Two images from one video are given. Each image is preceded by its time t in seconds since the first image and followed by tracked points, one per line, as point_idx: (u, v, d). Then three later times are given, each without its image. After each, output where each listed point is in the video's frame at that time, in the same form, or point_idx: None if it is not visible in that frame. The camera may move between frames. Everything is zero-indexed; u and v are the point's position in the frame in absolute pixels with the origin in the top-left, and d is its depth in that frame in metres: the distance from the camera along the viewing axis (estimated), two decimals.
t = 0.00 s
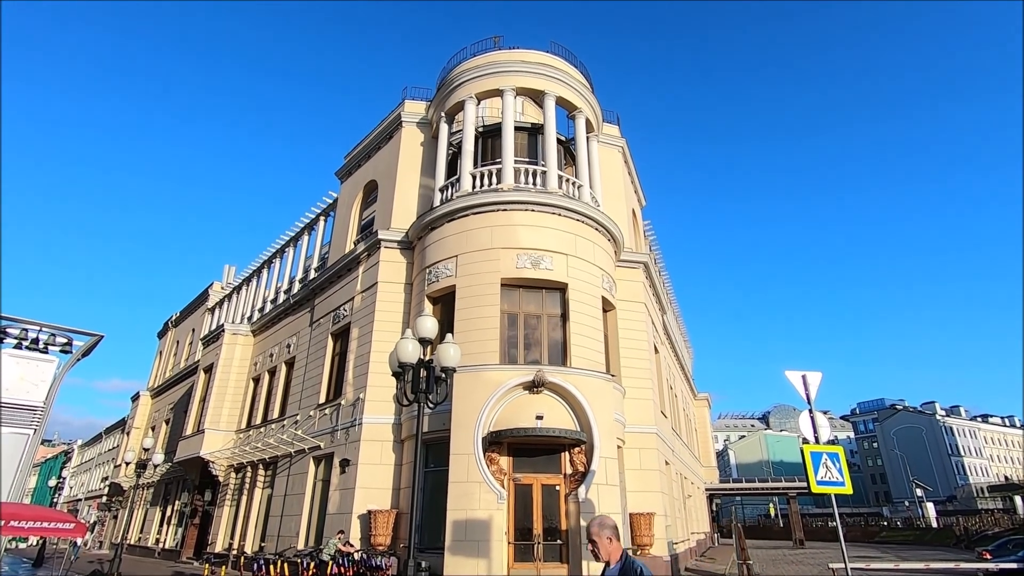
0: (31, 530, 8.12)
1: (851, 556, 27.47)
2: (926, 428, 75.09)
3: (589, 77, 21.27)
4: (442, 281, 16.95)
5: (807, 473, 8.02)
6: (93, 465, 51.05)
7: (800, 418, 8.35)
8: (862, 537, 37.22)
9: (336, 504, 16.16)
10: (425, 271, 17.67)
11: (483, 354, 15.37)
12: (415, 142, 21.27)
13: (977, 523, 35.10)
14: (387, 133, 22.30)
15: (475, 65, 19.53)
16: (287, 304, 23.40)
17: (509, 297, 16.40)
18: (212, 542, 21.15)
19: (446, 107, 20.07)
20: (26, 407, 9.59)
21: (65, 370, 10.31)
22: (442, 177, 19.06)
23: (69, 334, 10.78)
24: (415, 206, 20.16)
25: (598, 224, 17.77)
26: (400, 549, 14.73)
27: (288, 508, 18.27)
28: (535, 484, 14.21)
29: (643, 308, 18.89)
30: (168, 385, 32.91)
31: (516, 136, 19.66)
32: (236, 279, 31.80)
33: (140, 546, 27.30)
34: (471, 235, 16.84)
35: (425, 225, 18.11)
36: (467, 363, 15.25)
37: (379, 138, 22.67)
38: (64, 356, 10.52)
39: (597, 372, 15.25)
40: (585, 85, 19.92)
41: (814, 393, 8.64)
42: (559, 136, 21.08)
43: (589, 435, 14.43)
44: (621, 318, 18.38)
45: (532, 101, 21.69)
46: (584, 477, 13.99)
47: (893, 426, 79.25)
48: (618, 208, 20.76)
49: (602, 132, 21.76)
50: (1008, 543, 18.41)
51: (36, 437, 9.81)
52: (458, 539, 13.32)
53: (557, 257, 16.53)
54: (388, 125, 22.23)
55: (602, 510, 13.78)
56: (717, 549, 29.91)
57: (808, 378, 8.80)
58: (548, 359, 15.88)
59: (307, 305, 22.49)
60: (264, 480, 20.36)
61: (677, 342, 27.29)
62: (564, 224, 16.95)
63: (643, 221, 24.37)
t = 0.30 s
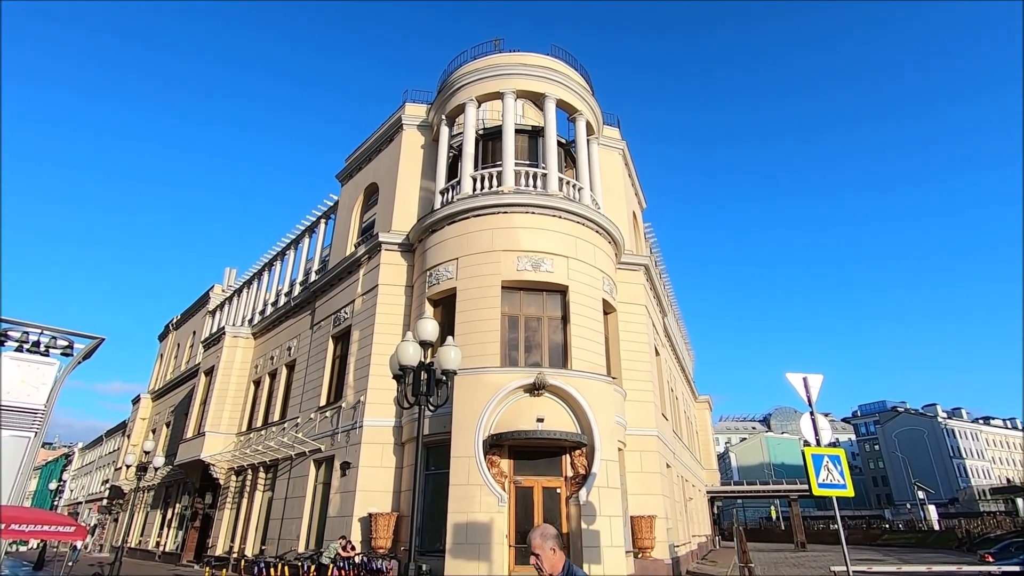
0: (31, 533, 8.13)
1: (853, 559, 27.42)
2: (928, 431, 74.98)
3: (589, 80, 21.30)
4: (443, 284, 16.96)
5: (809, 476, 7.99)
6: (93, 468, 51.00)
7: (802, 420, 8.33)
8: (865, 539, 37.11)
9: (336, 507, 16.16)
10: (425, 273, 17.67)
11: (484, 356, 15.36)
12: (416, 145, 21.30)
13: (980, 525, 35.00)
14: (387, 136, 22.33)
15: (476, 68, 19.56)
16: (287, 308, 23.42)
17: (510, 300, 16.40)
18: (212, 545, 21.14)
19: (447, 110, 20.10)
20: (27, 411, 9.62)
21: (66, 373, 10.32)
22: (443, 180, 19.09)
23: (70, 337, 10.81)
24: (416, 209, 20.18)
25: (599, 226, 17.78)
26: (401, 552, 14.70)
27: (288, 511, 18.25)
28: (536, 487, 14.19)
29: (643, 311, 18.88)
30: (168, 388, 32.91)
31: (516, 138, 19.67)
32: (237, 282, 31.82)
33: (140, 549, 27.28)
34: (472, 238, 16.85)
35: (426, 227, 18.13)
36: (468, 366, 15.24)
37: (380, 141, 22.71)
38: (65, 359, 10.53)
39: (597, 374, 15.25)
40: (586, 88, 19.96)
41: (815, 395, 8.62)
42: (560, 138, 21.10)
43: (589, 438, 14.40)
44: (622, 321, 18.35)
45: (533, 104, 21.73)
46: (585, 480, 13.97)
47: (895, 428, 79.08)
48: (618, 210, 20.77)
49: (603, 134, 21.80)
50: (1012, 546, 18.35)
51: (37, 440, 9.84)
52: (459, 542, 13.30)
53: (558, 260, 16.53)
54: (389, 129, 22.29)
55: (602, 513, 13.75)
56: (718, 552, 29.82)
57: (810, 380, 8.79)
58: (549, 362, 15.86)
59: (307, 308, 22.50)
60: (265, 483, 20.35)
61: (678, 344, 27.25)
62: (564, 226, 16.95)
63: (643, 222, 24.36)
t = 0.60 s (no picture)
0: (32, 537, 8.10)
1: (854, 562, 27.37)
2: (929, 433, 74.96)
3: (590, 82, 21.34)
4: (443, 287, 16.96)
5: (811, 479, 7.96)
6: (94, 471, 50.90)
7: (803, 423, 8.31)
8: (866, 542, 37.02)
9: (336, 510, 16.17)
10: (426, 276, 17.67)
11: (485, 359, 15.35)
12: (417, 148, 21.32)
13: (982, 527, 34.91)
14: (388, 139, 22.36)
15: (477, 71, 19.58)
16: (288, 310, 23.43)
17: (511, 302, 16.40)
18: (212, 549, 21.12)
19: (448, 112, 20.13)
20: (29, 413, 9.61)
21: (67, 377, 10.32)
22: (444, 182, 19.10)
23: (71, 340, 10.80)
24: (416, 211, 20.19)
25: (600, 228, 17.80)
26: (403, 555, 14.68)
27: (289, 513, 18.22)
28: (536, 490, 14.16)
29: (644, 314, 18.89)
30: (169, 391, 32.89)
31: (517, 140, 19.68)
32: (238, 284, 31.84)
33: (141, 552, 27.25)
34: (472, 241, 16.86)
35: (426, 230, 18.14)
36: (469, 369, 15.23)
37: (380, 144, 22.73)
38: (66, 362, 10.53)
39: (598, 377, 15.24)
40: (586, 90, 19.99)
41: (817, 398, 8.61)
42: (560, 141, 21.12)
43: (590, 441, 14.39)
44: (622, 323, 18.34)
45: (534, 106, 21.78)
46: (586, 482, 13.95)
47: (896, 430, 78.96)
48: (619, 213, 20.78)
49: (603, 137, 21.84)
50: (1014, 548, 18.29)
51: (37, 443, 9.83)
52: (460, 545, 13.28)
53: (559, 262, 16.52)
54: (389, 131, 22.32)
55: (603, 515, 13.71)
56: (719, 555, 29.78)
57: (811, 383, 8.77)
58: (549, 365, 15.83)
59: (308, 310, 22.51)
60: (265, 486, 20.35)
61: (678, 346, 27.24)
62: (565, 228, 16.96)
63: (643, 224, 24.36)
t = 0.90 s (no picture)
0: (32, 539, 8.09)
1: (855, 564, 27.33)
2: (930, 434, 74.96)
3: (591, 84, 21.36)
4: (444, 289, 16.97)
5: (812, 480, 7.94)
6: (96, 472, 50.94)
7: (804, 425, 8.28)
8: (868, 545, 36.93)
9: (336, 511, 16.17)
10: (426, 278, 17.67)
11: (486, 361, 15.34)
12: (418, 150, 21.35)
13: (983, 530, 34.79)
14: (388, 142, 22.39)
15: (477, 73, 19.60)
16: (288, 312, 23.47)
17: (511, 304, 16.39)
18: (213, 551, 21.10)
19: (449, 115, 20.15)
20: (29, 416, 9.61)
21: (68, 380, 10.32)
22: (444, 184, 19.11)
23: (72, 342, 10.80)
24: (416, 213, 20.20)
25: (600, 230, 17.80)
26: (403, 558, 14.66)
27: (290, 516, 18.21)
28: (537, 492, 14.15)
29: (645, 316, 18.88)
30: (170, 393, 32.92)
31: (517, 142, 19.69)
32: (239, 286, 31.86)
33: (142, 555, 27.21)
34: (473, 243, 16.87)
35: (427, 232, 18.15)
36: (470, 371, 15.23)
37: (381, 147, 22.75)
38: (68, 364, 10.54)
39: (599, 379, 15.23)
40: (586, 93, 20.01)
41: (818, 400, 8.59)
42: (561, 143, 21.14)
43: (590, 443, 14.37)
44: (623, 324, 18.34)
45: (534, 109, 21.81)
46: (587, 484, 13.93)
47: (898, 432, 78.86)
48: (619, 215, 20.78)
49: (604, 139, 21.87)
50: (1017, 551, 18.20)
51: (38, 446, 9.85)
52: (461, 547, 13.27)
53: (559, 264, 16.52)
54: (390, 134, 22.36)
55: (603, 517, 13.69)
56: (721, 557, 29.71)
57: (812, 385, 8.75)
58: (550, 367, 15.82)
59: (308, 312, 22.57)
60: (266, 488, 20.34)
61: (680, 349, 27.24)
62: (566, 230, 16.96)
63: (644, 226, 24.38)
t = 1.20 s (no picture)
0: (33, 540, 8.09)
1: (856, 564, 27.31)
2: (930, 434, 75.03)
3: (591, 85, 21.37)
4: (445, 290, 16.97)
5: (814, 481, 7.94)
6: (97, 474, 50.95)
7: (805, 425, 8.27)
8: (869, 546, 36.88)
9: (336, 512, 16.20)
10: (427, 279, 17.67)
11: (486, 362, 15.33)
12: (418, 152, 21.37)
13: (985, 531, 34.75)
14: (389, 143, 22.41)
15: (478, 74, 19.60)
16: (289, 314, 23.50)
17: (512, 305, 16.39)
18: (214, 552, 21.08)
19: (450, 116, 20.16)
20: (30, 416, 9.60)
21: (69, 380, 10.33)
22: (445, 185, 19.11)
23: (73, 343, 10.82)
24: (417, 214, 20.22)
25: (601, 231, 17.79)
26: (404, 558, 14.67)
27: (291, 517, 18.21)
28: (539, 493, 14.13)
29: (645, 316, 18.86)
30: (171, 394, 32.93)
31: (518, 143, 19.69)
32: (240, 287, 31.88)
33: (142, 557, 27.17)
34: (473, 243, 16.88)
35: (428, 233, 18.16)
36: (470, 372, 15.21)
37: (381, 148, 22.77)
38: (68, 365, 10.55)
39: (599, 380, 15.22)
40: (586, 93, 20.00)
41: (819, 401, 8.58)
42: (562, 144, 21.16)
43: (591, 444, 14.35)
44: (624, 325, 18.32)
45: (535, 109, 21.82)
46: (588, 485, 13.92)
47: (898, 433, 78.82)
48: (619, 215, 20.78)
49: (605, 140, 21.88)
50: (1018, 552, 18.19)
51: (39, 447, 9.86)
52: (462, 549, 13.26)
53: (559, 265, 16.51)
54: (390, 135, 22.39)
55: (604, 518, 13.67)
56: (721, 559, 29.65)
57: (813, 385, 8.74)
58: (551, 368, 15.81)
59: (308, 313, 22.63)
60: (267, 488, 20.33)
61: (681, 350, 27.27)
62: (566, 231, 16.96)
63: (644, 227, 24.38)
